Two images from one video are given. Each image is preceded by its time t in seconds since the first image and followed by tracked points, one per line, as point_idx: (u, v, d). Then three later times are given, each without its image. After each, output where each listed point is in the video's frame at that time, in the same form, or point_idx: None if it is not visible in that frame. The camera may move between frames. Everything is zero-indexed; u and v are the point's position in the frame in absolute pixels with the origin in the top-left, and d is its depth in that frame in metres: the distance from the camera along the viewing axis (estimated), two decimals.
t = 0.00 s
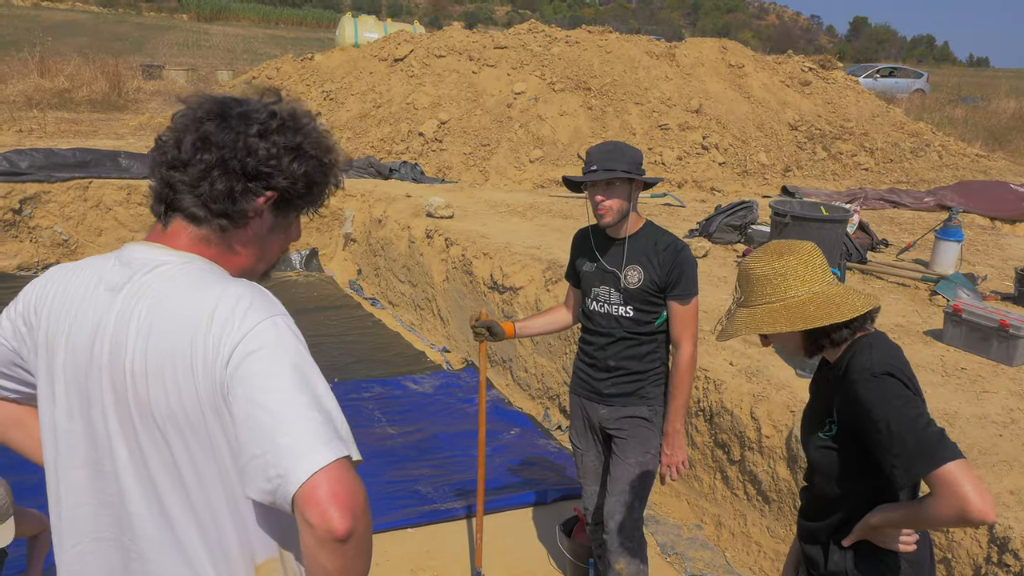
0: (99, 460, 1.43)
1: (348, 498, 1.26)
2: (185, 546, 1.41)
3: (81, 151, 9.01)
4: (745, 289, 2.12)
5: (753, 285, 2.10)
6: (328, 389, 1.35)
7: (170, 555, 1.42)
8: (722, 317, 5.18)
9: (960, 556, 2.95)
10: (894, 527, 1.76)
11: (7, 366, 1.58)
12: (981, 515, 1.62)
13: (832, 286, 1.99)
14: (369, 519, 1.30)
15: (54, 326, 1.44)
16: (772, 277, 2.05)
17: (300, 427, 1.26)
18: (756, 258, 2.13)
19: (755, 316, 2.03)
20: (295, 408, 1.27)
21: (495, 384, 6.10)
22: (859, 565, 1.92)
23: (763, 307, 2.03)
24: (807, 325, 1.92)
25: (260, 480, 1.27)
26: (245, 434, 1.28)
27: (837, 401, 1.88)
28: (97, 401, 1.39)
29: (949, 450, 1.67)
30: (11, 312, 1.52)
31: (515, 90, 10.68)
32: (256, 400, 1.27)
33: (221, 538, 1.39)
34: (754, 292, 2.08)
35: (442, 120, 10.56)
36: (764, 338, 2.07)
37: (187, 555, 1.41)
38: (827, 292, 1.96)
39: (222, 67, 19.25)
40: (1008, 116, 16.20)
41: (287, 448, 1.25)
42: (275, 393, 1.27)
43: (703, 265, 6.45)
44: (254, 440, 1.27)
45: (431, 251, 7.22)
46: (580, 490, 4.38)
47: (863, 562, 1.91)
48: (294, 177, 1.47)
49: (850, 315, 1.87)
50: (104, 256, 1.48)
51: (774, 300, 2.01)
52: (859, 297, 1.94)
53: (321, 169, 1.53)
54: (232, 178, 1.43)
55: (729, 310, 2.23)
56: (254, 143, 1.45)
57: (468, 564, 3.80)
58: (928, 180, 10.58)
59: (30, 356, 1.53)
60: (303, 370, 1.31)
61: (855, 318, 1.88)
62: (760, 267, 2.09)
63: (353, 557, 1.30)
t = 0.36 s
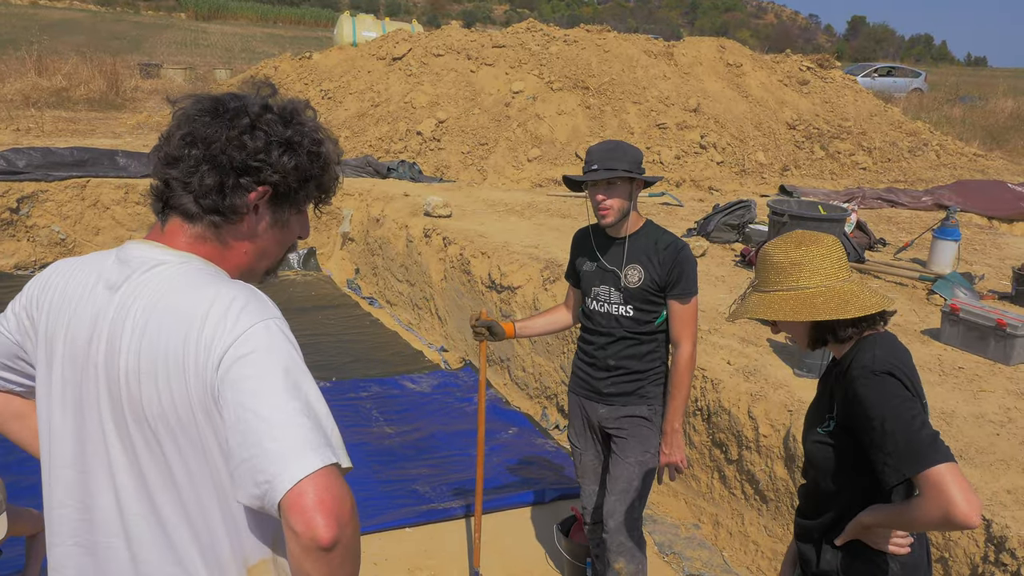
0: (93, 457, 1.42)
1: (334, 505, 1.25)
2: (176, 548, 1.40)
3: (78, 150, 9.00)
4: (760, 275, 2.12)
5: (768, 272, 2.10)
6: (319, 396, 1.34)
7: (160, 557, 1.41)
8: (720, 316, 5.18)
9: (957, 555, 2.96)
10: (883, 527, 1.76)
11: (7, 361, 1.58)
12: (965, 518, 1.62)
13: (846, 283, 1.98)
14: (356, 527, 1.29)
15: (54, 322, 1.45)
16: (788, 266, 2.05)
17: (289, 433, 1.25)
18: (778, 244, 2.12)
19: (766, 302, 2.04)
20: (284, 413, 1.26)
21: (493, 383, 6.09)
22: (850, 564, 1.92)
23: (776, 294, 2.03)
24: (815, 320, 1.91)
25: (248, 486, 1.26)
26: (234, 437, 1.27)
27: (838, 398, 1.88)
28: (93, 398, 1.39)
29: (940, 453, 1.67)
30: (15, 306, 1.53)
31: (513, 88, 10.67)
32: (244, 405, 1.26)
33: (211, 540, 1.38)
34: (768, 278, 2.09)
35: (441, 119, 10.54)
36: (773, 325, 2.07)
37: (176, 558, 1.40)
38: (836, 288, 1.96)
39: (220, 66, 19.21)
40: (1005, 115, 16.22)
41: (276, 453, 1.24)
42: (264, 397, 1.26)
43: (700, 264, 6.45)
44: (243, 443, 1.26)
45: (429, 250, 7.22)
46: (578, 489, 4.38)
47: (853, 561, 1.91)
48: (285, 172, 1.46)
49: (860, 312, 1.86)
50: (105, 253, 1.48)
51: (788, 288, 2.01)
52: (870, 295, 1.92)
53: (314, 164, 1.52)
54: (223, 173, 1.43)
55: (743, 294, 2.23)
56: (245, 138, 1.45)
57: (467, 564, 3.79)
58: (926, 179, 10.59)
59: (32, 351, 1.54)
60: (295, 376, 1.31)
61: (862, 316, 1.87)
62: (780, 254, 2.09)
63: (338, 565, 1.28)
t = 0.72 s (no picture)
0: (94, 458, 1.42)
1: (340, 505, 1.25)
2: (177, 549, 1.40)
3: (78, 150, 9.00)
4: (774, 270, 2.12)
5: (782, 267, 2.10)
6: (324, 398, 1.34)
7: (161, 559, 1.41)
8: (721, 316, 5.18)
9: (956, 555, 2.96)
10: (885, 526, 1.76)
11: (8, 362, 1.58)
12: (966, 519, 1.62)
13: (859, 284, 1.98)
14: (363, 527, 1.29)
15: (56, 322, 1.45)
16: (804, 263, 2.05)
17: (293, 435, 1.25)
18: (794, 240, 2.12)
19: (773, 297, 2.04)
20: (289, 414, 1.26)
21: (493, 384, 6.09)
22: (850, 563, 1.92)
23: (785, 289, 2.03)
24: (820, 317, 1.91)
25: (252, 487, 1.26)
26: (238, 438, 1.27)
27: (842, 397, 1.88)
28: (96, 399, 1.39)
29: (943, 453, 1.67)
30: (17, 307, 1.53)
31: (513, 89, 10.67)
32: (249, 407, 1.26)
33: (214, 543, 1.38)
34: (782, 274, 2.09)
35: (440, 119, 10.54)
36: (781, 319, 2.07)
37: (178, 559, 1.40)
38: (843, 287, 1.95)
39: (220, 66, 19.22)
40: (1005, 115, 16.22)
41: (280, 455, 1.24)
42: (269, 399, 1.26)
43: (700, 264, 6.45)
44: (247, 445, 1.26)
45: (429, 251, 7.22)
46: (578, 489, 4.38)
47: (853, 560, 1.91)
48: (290, 172, 1.45)
49: (866, 312, 1.86)
50: (107, 254, 1.48)
51: (800, 284, 2.01)
52: (879, 296, 1.92)
53: (314, 159, 1.51)
54: (229, 182, 1.41)
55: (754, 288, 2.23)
56: (247, 141, 1.42)
57: (467, 565, 3.79)
58: (926, 179, 10.59)
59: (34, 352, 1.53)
60: (299, 378, 1.31)
61: (869, 316, 1.87)
62: (795, 249, 2.10)
63: (342, 566, 1.28)
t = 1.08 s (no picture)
0: (96, 455, 1.42)
1: (341, 500, 1.25)
2: (177, 547, 1.39)
3: (77, 150, 8.99)
4: (776, 267, 2.12)
5: (784, 264, 2.10)
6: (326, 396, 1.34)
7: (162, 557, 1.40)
8: (720, 316, 5.18)
9: (955, 555, 2.96)
10: (883, 526, 1.76)
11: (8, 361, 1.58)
12: (964, 521, 1.61)
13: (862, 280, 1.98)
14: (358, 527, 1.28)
15: (59, 320, 1.45)
16: (805, 258, 2.05)
17: (295, 430, 1.25)
18: (798, 238, 2.12)
19: (776, 292, 2.04)
20: (291, 410, 1.26)
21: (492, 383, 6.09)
22: (848, 562, 1.93)
23: (789, 283, 2.03)
24: (825, 308, 1.91)
25: (255, 483, 1.26)
26: (241, 435, 1.27)
27: (842, 396, 1.88)
28: (99, 397, 1.39)
29: (943, 455, 1.66)
30: (18, 304, 1.53)
31: (512, 88, 10.66)
32: (252, 402, 1.26)
33: (213, 541, 1.37)
34: (784, 269, 2.09)
35: (439, 119, 10.54)
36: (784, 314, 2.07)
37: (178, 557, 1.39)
38: (846, 282, 1.95)
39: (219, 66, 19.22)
40: (1004, 115, 16.23)
41: (281, 450, 1.24)
42: (272, 396, 1.26)
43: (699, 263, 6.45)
44: (250, 440, 1.25)
45: (427, 250, 7.21)
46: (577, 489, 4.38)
47: (851, 560, 1.92)
48: (278, 150, 1.46)
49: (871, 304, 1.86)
50: (108, 252, 1.48)
51: (804, 279, 2.01)
52: (882, 291, 1.92)
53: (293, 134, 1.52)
54: (229, 177, 1.41)
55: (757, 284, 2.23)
56: (235, 130, 1.41)
57: (467, 564, 3.79)
58: (925, 179, 10.60)
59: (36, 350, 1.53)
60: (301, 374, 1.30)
61: (874, 309, 1.87)
62: (798, 246, 2.10)
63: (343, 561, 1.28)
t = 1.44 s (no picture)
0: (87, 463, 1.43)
1: (348, 518, 1.38)
2: (167, 556, 1.40)
3: (78, 149, 9.02)
4: (780, 265, 2.12)
5: (787, 262, 2.10)
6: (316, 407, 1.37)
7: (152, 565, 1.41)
8: (721, 316, 5.18)
9: (955, 555, 2.96)
10: (883, 527, 1.76)
11: None
12: (965, 524, 1.61)
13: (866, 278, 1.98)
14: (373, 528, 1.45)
15: (49, 329, 1.44)
16: (808, 257, 2.05)
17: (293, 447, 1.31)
18: (803, 238, 2.12)
19: (782, 291, 2.04)
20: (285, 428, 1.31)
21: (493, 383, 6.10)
22: (848, 561, 1.93)
23: (794, 282, 2.03)
24: (830, 306, 1.91)
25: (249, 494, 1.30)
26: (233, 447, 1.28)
27: (846, 396, 1.88)
28: (89, 407, 1.39)
29: (946, 457, 1.66)
30: (7, 311, 1.52)
31: (513, 88, 10.66)
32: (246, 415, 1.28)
33: (205, 549, 1.39)
34: (788, 268, 2.08)
35: (440, 118, 10.55)
36: (789, 314, 2.06)
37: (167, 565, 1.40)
38: (851, 280, 1.95)
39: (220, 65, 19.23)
40: (1005, 115, 16.23)
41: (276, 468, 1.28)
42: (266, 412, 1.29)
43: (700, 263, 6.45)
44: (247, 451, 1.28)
45: (428, 250, 7.22)
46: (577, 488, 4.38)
47: (851, 560, 1.92)
48: (280, 156, 1.49)
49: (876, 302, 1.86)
50: (96, 258, 1.48)
51: (808, 277, 2.01)
52: (888, 290, 1.92)
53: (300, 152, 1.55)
54: (220, 159, 1.43)
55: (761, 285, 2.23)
56: (241, 122, 1.46)
57: (467, 564, 3.79)
58: (926, 179, 10.59)
59: (25, 356, 1.53)
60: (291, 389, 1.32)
61: (879, 306, 1.87)
62: (802, 245, 2.10)
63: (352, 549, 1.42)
